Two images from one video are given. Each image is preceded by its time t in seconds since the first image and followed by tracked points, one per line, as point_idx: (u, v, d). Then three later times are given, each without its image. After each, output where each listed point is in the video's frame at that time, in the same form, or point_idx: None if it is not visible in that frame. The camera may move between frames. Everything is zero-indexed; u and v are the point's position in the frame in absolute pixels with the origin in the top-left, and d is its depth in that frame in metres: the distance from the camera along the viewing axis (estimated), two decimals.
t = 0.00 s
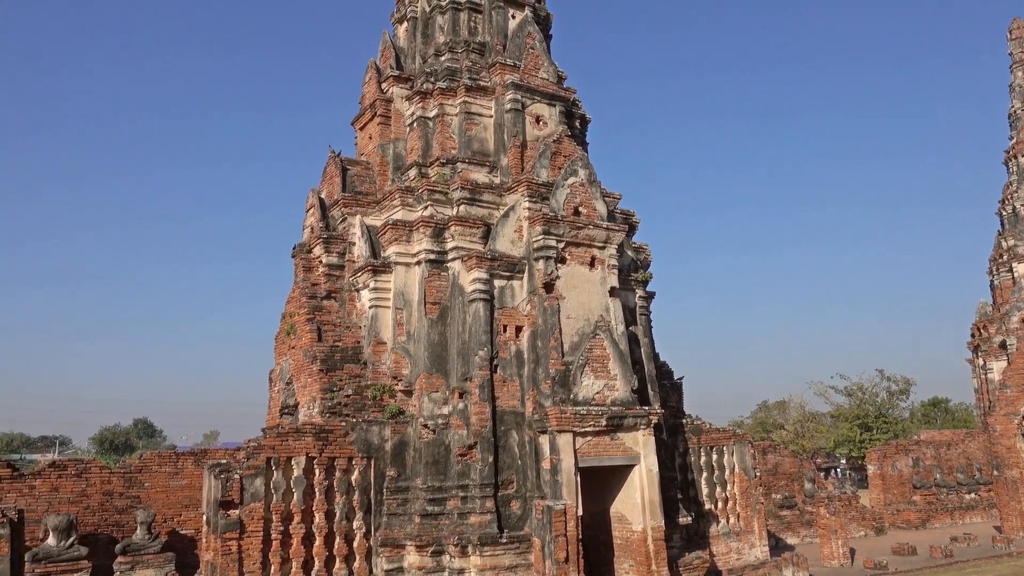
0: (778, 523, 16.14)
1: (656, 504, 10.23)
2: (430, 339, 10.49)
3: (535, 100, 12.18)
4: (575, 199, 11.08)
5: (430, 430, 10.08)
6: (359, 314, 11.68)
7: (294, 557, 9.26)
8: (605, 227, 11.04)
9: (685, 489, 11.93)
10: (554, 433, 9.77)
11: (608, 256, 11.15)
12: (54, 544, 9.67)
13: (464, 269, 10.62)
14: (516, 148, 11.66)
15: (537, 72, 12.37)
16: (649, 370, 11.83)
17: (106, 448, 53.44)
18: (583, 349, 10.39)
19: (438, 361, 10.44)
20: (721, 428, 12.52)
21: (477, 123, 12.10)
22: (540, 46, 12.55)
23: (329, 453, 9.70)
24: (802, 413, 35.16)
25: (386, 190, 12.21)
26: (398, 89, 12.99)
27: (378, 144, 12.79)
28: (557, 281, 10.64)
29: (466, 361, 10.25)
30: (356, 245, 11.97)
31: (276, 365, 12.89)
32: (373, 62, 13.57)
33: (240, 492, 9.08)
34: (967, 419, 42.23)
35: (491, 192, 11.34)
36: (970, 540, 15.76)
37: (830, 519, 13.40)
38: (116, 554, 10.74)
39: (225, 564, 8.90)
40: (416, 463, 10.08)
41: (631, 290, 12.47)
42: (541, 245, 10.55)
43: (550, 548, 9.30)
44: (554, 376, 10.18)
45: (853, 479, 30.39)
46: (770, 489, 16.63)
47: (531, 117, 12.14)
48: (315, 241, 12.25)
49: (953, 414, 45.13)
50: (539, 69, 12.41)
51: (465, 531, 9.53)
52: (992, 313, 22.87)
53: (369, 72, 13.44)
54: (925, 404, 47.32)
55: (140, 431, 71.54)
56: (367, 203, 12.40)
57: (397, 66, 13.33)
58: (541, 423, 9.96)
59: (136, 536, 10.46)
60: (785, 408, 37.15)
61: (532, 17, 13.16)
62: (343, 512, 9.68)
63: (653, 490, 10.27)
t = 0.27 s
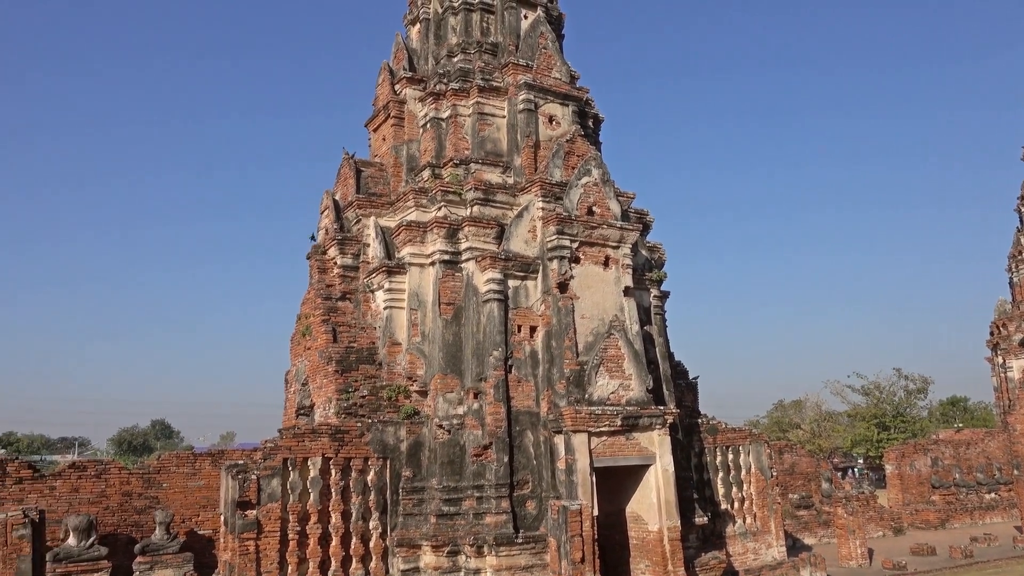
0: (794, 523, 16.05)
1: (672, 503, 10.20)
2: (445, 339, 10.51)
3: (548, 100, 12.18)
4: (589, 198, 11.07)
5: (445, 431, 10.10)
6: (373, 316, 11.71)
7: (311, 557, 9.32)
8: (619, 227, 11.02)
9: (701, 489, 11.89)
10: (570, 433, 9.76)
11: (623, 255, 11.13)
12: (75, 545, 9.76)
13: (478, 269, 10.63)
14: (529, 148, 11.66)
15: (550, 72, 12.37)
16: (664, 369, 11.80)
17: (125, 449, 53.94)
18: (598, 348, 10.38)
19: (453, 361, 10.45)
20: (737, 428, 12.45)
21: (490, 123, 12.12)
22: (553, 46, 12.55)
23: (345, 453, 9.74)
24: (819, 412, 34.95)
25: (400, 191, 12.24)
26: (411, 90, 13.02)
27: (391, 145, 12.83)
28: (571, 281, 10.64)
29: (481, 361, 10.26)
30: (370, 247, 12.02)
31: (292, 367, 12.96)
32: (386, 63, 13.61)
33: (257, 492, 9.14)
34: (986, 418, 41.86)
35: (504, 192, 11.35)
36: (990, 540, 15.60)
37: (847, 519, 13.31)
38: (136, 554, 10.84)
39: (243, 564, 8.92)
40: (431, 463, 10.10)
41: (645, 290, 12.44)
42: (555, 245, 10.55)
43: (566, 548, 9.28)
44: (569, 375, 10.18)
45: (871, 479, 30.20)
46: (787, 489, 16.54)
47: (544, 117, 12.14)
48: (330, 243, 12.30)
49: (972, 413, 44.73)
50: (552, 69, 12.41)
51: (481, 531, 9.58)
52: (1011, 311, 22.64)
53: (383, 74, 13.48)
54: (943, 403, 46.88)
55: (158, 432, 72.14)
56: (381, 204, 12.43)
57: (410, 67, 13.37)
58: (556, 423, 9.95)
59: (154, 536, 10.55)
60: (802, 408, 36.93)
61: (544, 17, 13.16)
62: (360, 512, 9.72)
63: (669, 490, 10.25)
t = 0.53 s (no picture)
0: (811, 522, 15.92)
1: (687, 503, 10.18)
2: (459, 339, 10.53)
3: (560, 99, 12.18)
4: (602, 197, 11.05)
5: (460, 431, 10.10)
6: (387, 316, 11.74)
7: (327, 556, 9.37)
8: (632, 225, 11.00)
9: (716, 488, 11.86)
10: (584, 433, 9.76)
11: (636, 254, 11.11)
12: (94, 544, 9.86)
13: (492, 269, 10.64)
14: (542, 148, 11.66)
15: (562, 71, 12.36)
16: (679, 368, 11.77)
17: (142, 450, 54.44)
18: (612, 348, 10.37)
19: (467, 361, 10.47)
20: (753, 427, 12.40)
21: (503, 123, 12.12)
22: (565, 45, 12.54)
23: (360, 453, 9.77)
24: (835, 411, 34.73)
25: (413, 191, 12.27)
26: (423, 91, 13.05)
27: (404, 146, 12.86)
28: (585, 281, 10.63)
29: (495, 361, 10.28)
30: (384, 247, 12.06)
31: (307, 367, 13.03)
32: (399, 64, 13.65)
33: (274, 492, 9.18)
34: (1005, 416, 41.49)
35: (518, 192, 11.36)
36: (1010, 540, 15.45)
37: (865, 519, 13.22)
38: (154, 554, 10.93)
39: (260, 564, 8.97)
40: (446, 463, 10.12)
41: (659, 289, 12.39)
42: (568, 245, 10.55)
43: (581, 548, 9.27)
44: (583, 375, 10.18)
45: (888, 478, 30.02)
46: (803, 488, 16.44)
47: (557, 116, 12.13)
48: (344, 244, 12.35)
49: (991, 411, 44.33)
50: (564, 68, 12.40)
51: (496, 531, 9.58)
52: None
53: (395, 75, 13.52)
54: (961, 401, 46.46)
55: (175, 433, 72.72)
56: (395, 204, 12.46)
57: (423, 68, 13.40)
58: (571, 423, 9.94)
59: (173, 536, 10.64)
60: (818, 406, 36.72)
61: (556, 16, 13.15)
62: (375, 512, 9.74)
63: (684, 489, 10.22)
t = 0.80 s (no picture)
0: (828, 522, 15.86)
1: (702, 502, 10.14)
2: (473, 338, 10.54)
3: (573, 98, 12.17)
4: (615, 196, 11.03)
5: (474, 430, 10.11)
6: (401, 316, 11.77)
7: (342, 556, 9.39)
8: (646, 224, 10.97)
9: (731, 487, 11.80)
10: (598, 432, 9.75)
11: (650, 253, 11.08)
12: (113, 544, 9.95)
13: (505, 269, 10.64)
14: (555, 147, 11.65)
15: (575, 70, 12.34)
16: (693, 367, 11.73)
17: (159, 450, 54.91)
18: (626, 347, 10.33)
19: (481, 360, 10.48)
20: (768, 426, 12.35)
21: (516, 122, 12.12)
22: (577, 44, 12.52)
23: (375, 453, 9.80)
24: (851, 409, 34.51)
25: (426, 191, 12.30)
26: (436, 91, 13.07)
27: (417, 146, 12.88)
28: (598, 279, 10.61)
29: (509, 361, 10.29)
30: (398, 247, 12.09)
31: (322, 367, 13.08)
32: (411, 65, 13.67)
33: (289, 492, 9.22)
34: None
35: (531, 191, 11.35)
36: None
37: (882, 517, 13.13)
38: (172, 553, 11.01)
39: (276, 563, 9.02)
40: (461, 463, 10.13)
41: (673, 287, 12.38)
42: (581, 244, 10.53)
43: (596, 547, 9.25)
44: (597, 374, 10.16)
45: (905, 476, 29.80)
46: (819, 486, 16.36)
47: (569, 115, 12.12)
48: (357, 244, 12.38)
49: (1010, 409, 43.93)
50: (576, 67, 12.38)
51: (511, 530, 9.57)
52: None
53: (408, 75, 13.54)
54: (979, 399, 46.05)
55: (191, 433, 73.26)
56: (408, 205, 12.49)
57: (435, 68, 13.41)
58: (585, 422, 9.92)
59: (190, 535, 10.72)
60: (833, 405, 36.50)
61: (568, 15, 13.13)
62: (390, 511, 9.76)
63: (699, 488, 10.18)
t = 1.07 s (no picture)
0: (845, 521, 15.72)
1: (718, 502, 10.10)
2: (487, 338, 10.54)
3: (585, 97, 12.15)
4: (629, 195, 11.00)
5: (489, 430, 10.13)
6: (416, 316, 11.81)
7: (358, 555, 9.42)
8: (659, 223, 10.94)
9: (747, 487, 11.75)
10: (613, 432, 9.73)
11: (664, 252, 11.05)
12: (131, 543, 10.02)
13: (519, 268, 10.64)
14: (568, 146, 11.64)
15: (587, 69, 12.32)
16: (709, 366, 11.69)
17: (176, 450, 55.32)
18: (641, 346, 10.31)
19: (495, 360, 10.48)
20: (784, 425, 12.29)
21: (529, 122, 12.11)
22: (590, 43, 12.50)
23: (390, 452, 9.83)
24: (867, 408, 34.25)
25: (440, 191, 12.31)
26: (449, 91, 13.09)
27: (430, 146, 12.91)
28: (612, 278, 10.59)
29: (523, 360, 10.28)
30: (411, 247, 12.12)
31: (337, 367, 13.13)
32: (424, 65, 13.69)
33: (305, 491, 9.26)
34: None
35: (544, 190, 11.34)
36: None
37: (900, 517, 13.02)
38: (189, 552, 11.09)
39: (293, 562, 9.08)
40: (476, 462, 10.14)
41: (687, 286, 12.35)
42: (595, 243, 10.51)
43: (612, 547, 9.24)
44: (611, 374, 10.16)
45: (923, 476, 29.54)
46: (836, 486, 16.26)
47: (582, 114, 12.11)
48: (372, 245, 12.42)
49: None
50: (589, 66, 12.37)
51: (526, 530, 9.58)
52: None
53: (421, 76, 13.57)
54: (998, 398, 45.59)
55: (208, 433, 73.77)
56: (422, 205, 12.54)
57: (448, 68, 13.44)
58: (599, 422, 9.91)
59: (207, 535, 10.81)
60: (850, 404, 36.25)
61: (581, 14, 13.11)
62: (406, 511, 9.80)
63: (715, 488, 10.14)
